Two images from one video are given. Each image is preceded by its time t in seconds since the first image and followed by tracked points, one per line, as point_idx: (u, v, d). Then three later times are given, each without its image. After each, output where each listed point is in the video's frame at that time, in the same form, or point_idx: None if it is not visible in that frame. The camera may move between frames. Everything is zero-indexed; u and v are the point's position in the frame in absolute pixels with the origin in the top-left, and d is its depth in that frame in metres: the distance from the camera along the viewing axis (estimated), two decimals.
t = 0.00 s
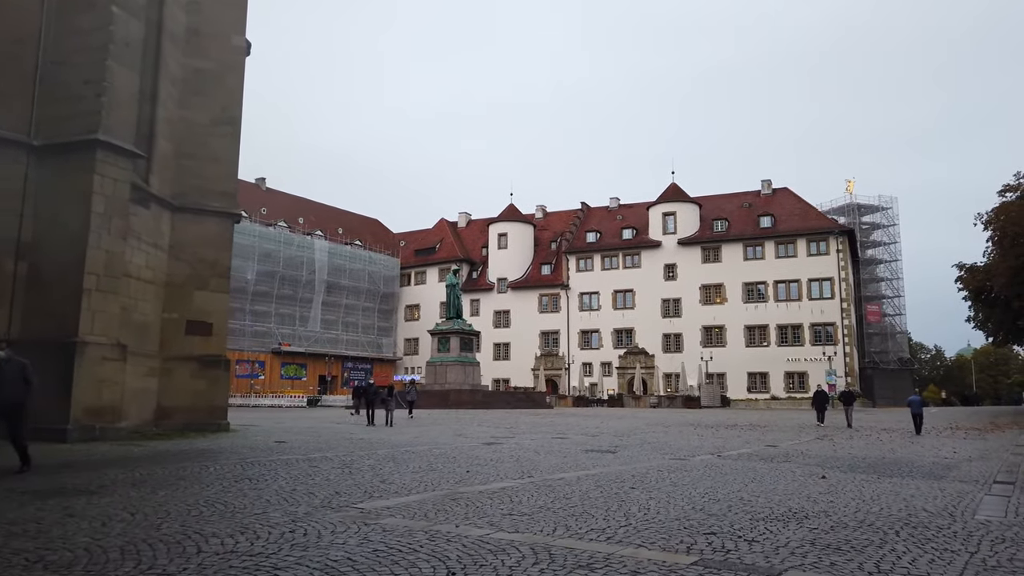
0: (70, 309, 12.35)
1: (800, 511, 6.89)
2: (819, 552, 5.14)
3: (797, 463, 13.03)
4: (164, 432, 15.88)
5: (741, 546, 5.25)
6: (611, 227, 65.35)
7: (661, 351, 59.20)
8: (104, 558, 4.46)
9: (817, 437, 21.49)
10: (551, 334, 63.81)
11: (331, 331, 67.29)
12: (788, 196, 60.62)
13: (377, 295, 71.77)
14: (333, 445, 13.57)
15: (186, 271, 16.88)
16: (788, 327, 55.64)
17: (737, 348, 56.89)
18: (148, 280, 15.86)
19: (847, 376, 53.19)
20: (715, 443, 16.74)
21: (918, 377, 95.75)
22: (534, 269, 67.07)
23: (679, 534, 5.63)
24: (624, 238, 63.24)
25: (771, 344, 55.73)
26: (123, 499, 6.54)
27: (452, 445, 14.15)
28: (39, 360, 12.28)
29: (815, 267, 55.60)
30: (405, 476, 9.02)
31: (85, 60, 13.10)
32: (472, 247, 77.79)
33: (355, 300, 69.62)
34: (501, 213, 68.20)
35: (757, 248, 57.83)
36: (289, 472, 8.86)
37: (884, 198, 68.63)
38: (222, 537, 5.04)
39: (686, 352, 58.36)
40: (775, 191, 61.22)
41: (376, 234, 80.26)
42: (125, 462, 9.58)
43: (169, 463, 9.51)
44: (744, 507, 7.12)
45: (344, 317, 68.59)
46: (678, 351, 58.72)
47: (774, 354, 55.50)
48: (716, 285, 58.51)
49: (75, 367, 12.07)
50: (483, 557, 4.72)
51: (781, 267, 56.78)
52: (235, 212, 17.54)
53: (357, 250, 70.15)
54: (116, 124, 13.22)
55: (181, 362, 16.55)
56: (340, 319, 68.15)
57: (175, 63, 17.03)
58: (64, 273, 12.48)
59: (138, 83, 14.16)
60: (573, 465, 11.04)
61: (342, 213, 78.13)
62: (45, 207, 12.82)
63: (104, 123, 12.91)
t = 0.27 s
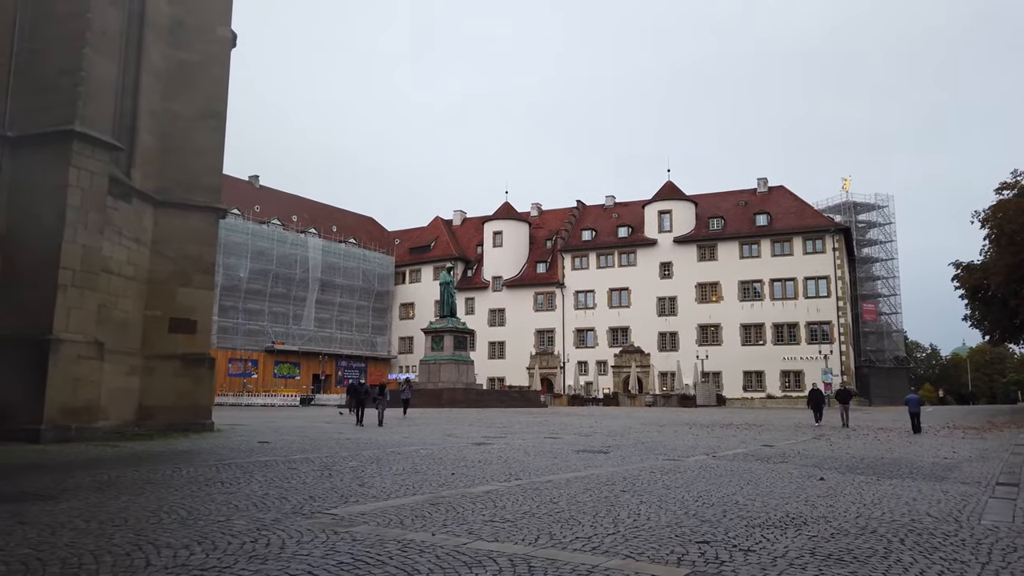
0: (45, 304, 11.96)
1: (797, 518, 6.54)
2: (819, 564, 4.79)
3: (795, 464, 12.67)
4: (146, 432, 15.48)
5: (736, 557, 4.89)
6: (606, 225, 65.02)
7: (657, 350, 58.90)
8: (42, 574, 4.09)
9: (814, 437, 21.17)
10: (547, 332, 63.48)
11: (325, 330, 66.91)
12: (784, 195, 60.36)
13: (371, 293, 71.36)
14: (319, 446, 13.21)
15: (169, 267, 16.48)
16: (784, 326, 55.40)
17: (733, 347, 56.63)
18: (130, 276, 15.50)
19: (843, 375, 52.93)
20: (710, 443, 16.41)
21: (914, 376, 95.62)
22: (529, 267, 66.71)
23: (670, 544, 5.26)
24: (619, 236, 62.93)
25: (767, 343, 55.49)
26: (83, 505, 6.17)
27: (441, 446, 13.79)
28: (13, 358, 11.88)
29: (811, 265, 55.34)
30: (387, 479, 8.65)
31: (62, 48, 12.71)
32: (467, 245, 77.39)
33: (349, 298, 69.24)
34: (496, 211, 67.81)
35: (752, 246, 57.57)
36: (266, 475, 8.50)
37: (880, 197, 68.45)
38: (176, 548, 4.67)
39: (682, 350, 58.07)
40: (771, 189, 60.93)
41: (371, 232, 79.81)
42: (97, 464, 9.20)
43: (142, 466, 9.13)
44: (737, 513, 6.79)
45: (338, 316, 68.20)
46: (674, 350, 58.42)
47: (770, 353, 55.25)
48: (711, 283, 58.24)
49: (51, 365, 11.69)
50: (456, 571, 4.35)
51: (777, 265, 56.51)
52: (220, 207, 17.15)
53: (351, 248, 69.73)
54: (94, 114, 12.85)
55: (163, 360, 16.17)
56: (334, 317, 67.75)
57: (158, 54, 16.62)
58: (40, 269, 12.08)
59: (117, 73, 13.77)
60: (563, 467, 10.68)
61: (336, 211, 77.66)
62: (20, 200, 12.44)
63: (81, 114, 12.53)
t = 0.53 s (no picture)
0: (17, 298, 11.54)
1: (796, 523, 6.16)
2: None
3: (792, 464, 12.29)
4: (125, 431, 15.05)
5: (731, 568, 4.50)
6: (602, 222, 64.64)
7: (652, 348, 58.55)
8: None
9: (811, 436, 20.81)
10: (542, 330, 63.08)
11: (319, 328, 66.44)
12: (781, 192, 60.05)
13: (366, 291, 70.89)
14: (302, 446, 12.79)
15: (151, 261, 16.05)
16: (780, 324, 55.09)
17: (729, 344, 56.32)
18: (109, 271, 15.08)
19: (839, 373, 52.64)
20: (705, 442, 16.04)
21: (909, 373, 95.46)
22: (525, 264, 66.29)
23: (661, 554, 4.87)
24: (615, 234, 62.56)
25: (763, 341, 55.19)
26: (35, 510, 5.76)
27: (428, 445, 13.39)
28: None
29: (807, 263, 55.04)
30: (366, 480, 8.24)
31: (36, 33, 12.29)
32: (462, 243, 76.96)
33: (343, 296, 68.79)
34: (491, 208, 67.34)
35: (749, 244, 57.25)
36: (238, 477, 8.08)
37: (876, 194, 68.16)
38: (120, 562, 4.26)
39: (678, 348, 57.73)
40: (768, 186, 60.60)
41: (365, 230, 79.33)
42: (64, 465, 8.78)
43: (112, 467, 8.71)
44: (733, 519, 6.40)
45: (332, 314, 67.74)
46: (670, 348, 58.08)
47: (766, 351, 54.95)
48: (707, 281, 57.92)
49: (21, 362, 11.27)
50: None
51: (773, 263, 56.21)
52: (204, 200, 16.71)
53: (345, 245, 69.26)
54: (69, 102, 12.46)
55: (145, 357, 15.75)
56: (328, 315, 67.28)
57: (139, 43, 16.16)
58: (11, 262, 11.65)
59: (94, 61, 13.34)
60: (552, 467, 10.27)
61: (330, 208, 77.16)
62: None
63: (55, 102, 12.13)
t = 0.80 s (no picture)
0: None
1: (793, 533, 5.78)
2: None
3: (785, 466, 11.94)
4: (100, 433, 14.63)
5: None
6: (594, 221, 64.32)
7: (645, 347, 58.25)
8: None
9: (803, 435, 20.52)
10: (534, 330, 62.71)
11: (309, 327, 65.95)
12: (773, 191, 59.84)
13: (357, 289, 70.44)
14: (281, 448, 12.40)
15: (128, 258, 15.60)
16: (773, 323, 54.87)
17: (721, 344, 56.08)
18: (84, 267, 14.66)
19: (832, 373, 52.45)
20: (697, 443, 15.69)
21: (901, 373, 95.51)
22: (517, 263, 65.90)
23: (645, 569, 4.50)
24: (608, 233, 62.25)
25: (755, 341, 54.97)
26: None
27: (411, 447, 13.01)
28: None
29: (800, 262, 54.84)
30: (339, 485, 7.83)
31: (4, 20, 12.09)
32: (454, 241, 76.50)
33: (334, 295, 68.30)
34: (484, 207, 66.91)
35: (741, 243, 57.03)
36: (205, 482, 7.68)
37: (869, 193, 67.99)
38: None
39: (670, 348, 57.46)
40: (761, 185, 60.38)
41: (357, 228, 78.80)
42: (23, 470, 8.37)
43: (74, 471, 8.31)
44: (723, 528, 6.04)
45: (323, 313, 67.24)
46: (662, 347, 57.81)
47: (758, 350, 54.73)
48: (700, 280, 57.65)
49: None
50: None
51: (766, 262, 55.98)
52: (184, 195, 16.26)
53: (336, 243, 68.78)
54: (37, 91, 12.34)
55: (120, 357, 15.30)
56: (319, 314, 66.82)
57: (116, 34, 15.76)
58: None
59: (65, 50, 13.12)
60: (536, 471, 9.89)
61: (322, 206, 76.63)
62: None
63: (21, 90, 11.93)
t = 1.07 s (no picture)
0: None
1: (788, 544, 5.42)
2: None
3: (777, 468, 11.59)
4: (71, 434, 14.17)
5: None
6: (585, 220, 64.01)
7: (635, 347, 57.97)
8: None
9: (794, 436, 20.20)
10: (524, 329, 62.33)
11: (297, 326, 65.36)
12: (764, 190, 59.68)
13: (346, 289, 69.89)
14: (257, 449, 11.98)
15: (103, 254, 15.13)
16: (762, 323, 54.71)
17: (711, 343, 55.85)
18: (55, 263, 14.20)
19: (822, 373, 52.30)
20: (686, 444, 15.33)
21: (890, 373, 95.65)
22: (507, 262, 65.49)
23: None
24: (598, 232, 61.96)
25: (745, 341, 54.78)
26: None
27: (393, 449, 12.61)
28: None
29: (790, 262, 54.69)
30: (311, 491, 7.43)
31: None
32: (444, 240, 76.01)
33: (322, 294, 67.74)
34: (473, 205, 66.48)
35: (731, 243, 56.83)
36: (167, 488, 7.27)
37: (859, 193, 67.95)
38: None
39: (661, 348, 57.21)
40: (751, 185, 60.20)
41: (346, 227, 78.21)
42: None
43: (30, 476, 7.89)
44: (714, 538, 5.67)
45: (311, 312, 66.67)
46: (652, 347, 57.55)
47: (748, 350, 54.57)
48: (690, 280, 57.42)
49: None
50: None
51: (756, 262, 55.78)
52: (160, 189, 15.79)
53: (324, 242, 68.21)
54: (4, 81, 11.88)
55: (94, 356, 14.84)
56: (307, 313, 66.25)
57: (88, 22, 15.28)
58: None
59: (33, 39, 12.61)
60: (519, 474, 9.51)
61: (310, 204, 76.01)
62: None
63: None
